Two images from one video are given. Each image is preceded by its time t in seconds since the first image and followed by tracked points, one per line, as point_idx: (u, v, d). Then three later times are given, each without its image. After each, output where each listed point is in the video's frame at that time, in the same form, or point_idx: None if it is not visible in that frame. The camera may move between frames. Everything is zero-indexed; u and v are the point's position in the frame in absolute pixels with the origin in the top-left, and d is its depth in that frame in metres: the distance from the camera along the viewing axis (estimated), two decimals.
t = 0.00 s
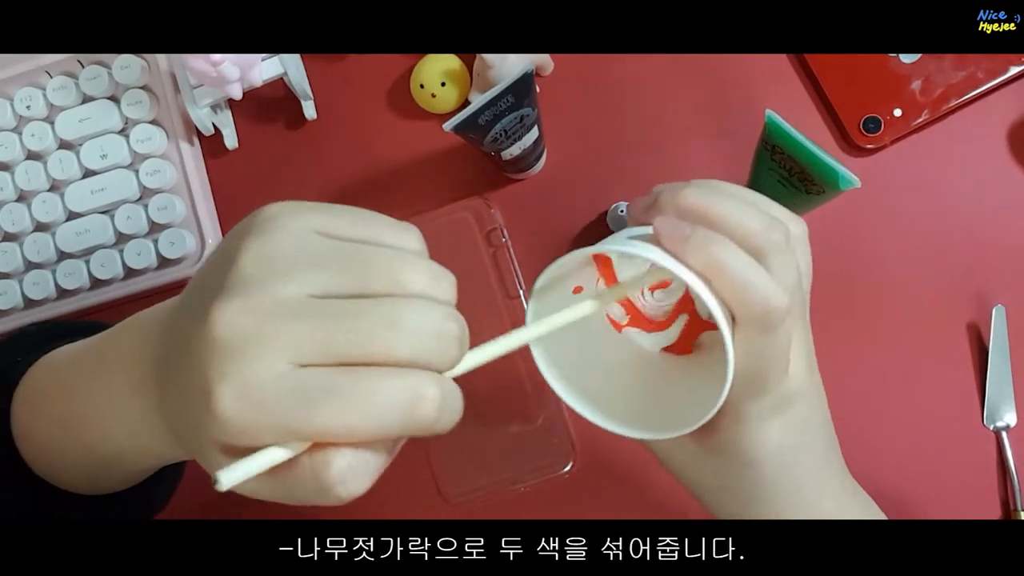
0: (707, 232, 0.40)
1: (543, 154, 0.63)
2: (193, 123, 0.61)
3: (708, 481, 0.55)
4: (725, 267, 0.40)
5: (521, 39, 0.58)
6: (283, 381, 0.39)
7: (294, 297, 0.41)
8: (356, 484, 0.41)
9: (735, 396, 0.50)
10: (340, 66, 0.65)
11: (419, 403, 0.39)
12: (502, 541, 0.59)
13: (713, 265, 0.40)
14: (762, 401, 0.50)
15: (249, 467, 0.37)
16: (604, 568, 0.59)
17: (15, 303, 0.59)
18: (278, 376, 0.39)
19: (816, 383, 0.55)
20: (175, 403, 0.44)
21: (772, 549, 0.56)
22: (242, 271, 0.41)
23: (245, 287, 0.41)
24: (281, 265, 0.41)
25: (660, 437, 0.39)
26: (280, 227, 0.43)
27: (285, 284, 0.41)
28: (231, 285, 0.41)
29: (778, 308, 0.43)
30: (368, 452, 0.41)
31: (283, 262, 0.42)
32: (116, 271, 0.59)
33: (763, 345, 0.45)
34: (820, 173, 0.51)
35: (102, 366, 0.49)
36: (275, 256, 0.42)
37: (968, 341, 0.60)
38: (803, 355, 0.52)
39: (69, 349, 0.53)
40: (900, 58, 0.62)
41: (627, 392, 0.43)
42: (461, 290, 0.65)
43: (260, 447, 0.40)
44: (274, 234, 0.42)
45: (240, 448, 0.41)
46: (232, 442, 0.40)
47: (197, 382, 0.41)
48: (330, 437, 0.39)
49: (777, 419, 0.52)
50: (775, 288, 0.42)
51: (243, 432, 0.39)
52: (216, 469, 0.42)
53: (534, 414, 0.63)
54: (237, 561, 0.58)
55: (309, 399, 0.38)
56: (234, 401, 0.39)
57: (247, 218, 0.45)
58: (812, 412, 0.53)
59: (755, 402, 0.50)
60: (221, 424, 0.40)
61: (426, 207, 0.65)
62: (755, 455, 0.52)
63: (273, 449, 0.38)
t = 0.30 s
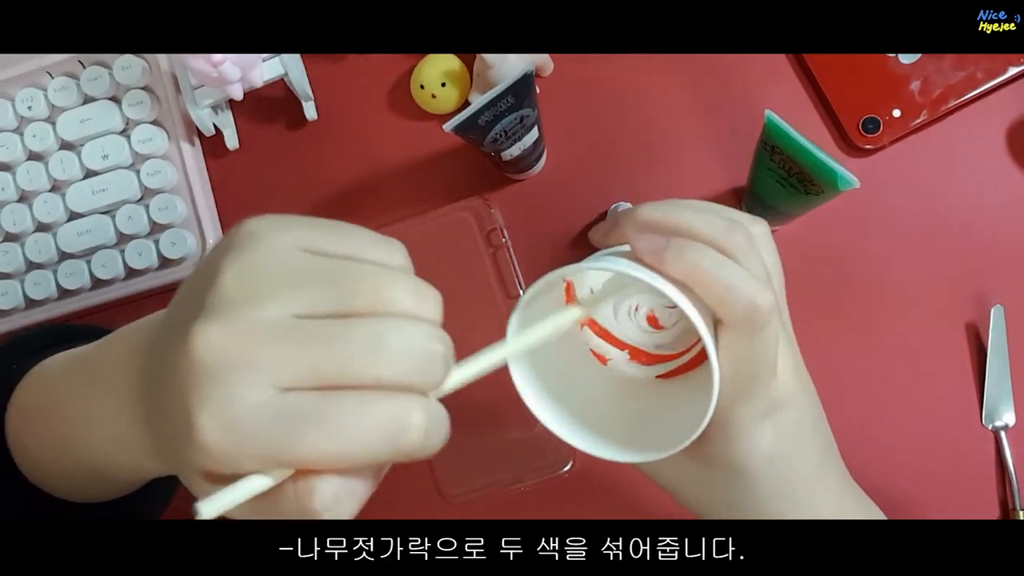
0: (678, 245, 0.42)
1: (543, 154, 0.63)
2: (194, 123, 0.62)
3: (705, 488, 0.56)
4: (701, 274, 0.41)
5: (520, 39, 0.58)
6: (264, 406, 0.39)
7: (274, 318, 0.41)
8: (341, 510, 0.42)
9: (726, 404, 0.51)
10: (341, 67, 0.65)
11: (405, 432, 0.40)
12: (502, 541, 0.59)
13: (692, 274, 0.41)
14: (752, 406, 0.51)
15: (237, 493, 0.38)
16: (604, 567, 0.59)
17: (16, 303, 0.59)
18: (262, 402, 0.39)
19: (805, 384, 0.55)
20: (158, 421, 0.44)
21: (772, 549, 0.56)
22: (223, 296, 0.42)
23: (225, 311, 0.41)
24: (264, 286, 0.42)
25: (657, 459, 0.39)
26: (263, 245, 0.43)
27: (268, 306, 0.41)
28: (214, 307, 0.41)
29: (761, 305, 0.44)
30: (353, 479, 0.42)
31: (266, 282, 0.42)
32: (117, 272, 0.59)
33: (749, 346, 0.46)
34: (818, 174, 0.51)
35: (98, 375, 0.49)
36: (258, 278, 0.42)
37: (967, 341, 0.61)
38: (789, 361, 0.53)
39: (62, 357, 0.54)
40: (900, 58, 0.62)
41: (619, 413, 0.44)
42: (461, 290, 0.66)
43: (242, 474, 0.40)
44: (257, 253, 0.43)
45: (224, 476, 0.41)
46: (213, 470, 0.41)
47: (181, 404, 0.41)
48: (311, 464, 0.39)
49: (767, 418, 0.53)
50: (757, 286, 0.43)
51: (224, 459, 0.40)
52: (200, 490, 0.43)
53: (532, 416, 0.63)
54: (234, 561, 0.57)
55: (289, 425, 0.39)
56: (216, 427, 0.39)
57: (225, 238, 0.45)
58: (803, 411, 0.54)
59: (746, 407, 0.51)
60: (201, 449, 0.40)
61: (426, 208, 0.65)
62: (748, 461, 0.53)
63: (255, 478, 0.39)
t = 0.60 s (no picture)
0: (680, 242, 0.48)
1: (543, 154, 0.63)
2: (194, 123, 0.62)
3: (724, 503, 0.54)
4: (706, 258, 0.46)
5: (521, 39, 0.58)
6: (262, 353, 0.39)
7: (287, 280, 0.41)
8: (313, 474, 0.39)
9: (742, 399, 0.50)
10: (340, 67, 0.65)
11: (393, 398, 0.39)
12: (502, 541, 0.59)
13: (697, 261, 0.47)
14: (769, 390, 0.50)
15: (214, 431, 0.35)
16: (604, 567, 0.59)
17: (16, 303, 0.59)
18: (256, 350, 0.39)
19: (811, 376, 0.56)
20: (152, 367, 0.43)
21: (770, 549, 0.57)
22: (242, 246, 0.42)
23: (242, 261, 0.42)
24: (278, 248, 0.42)
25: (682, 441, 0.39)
26: (288, 215, 0.44)
27: (281, 266, 0.41)
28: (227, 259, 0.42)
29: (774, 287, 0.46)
30: (331, 444, 0.39)
31: (283, 246, 0.42)
32: (117, 272, 0.59)
33: (763, 329, 0.47)
34: (818, 173, 0.51)
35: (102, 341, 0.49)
36: (273, 240, 0.43)
37: (967, 341, 0.61)
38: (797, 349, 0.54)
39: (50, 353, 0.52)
40: (900, 58, 0.62)
41: (638, 418, 0.44)
42: (461, 289, 0.65)
43: (224, 415, 0.39)
44: (283, 219, 0.44)
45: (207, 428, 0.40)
46: (194, 403, 0.40)
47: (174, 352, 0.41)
48: (299, 417, 0.38)
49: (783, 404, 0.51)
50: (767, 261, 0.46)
51: (210, 401, 0.39)
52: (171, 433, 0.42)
53: (532, 417, 0.63)
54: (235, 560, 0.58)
55: (284, 372, 0.38)
56: (205, 368, 0.39)
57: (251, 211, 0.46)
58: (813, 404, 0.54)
59: (760, 392, 0.50)
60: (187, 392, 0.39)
61: (426, 208, 0.65)
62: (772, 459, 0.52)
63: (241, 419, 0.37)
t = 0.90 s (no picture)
0: (644, 240, 0.49)
1: (544, 153, 0.63)
2: (192, 122, 0.61)
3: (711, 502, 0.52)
4: (672, 254, 0.48)
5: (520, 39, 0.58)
6: (265, 340, 0.38)
7: (294, 273, 0.41)
8: (311, 463, 0.38)
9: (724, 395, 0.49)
10: (339, 65, 0.64)
11: (392, 387, 0.38)
12: (502, 541, 0.59)
13: (661, 257, 0.48)
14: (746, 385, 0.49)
15: (213, 415, 0.33)
16: (604, 568, 0.59)
17: (12, 304, 0.58)
18: (258, 337, 0.38)
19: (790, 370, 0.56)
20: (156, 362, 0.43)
21: (772, 549, 0.56)
22: (254, 240, 0.42)
23: (254, 253, 0.41)
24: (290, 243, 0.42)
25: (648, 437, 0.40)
26: (304, 215, 0.45)
27: (291, 259, 0.41)
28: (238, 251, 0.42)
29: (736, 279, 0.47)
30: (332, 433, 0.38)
31: (294, 241, 0.43)
32: (114, 271, 0.58)
33: (731, 324, 0.47)
34: (819, 172, 0.50)
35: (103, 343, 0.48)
36: (284, 236, 0.43)
37: (970, 341, 0.60)
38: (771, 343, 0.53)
39: (56, 350, 0.52)
40: (902, 57, 0.61)
41: (618, 420, 0.44)
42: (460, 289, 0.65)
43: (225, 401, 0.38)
44: (296, 219, 0.44)
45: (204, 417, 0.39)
46: (198, 392, 0.39)
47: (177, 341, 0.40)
48: (298, 404, 0.37)
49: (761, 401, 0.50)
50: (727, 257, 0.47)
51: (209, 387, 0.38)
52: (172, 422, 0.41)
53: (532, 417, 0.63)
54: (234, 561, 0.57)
55: (285, 359, 0.37)
56: (209, 350, 0.38)
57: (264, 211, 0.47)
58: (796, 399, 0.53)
59: (737, 389, 0.49)
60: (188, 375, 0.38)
61: (425, 207, 0.64)
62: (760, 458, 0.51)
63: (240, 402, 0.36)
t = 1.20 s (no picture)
0: (661, 266, 0.45)
1: (544, 154, 0.63)
2: (193, 123, 0.61)
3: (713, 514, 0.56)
4: (685, 287, 0.44)
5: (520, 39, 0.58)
6: (221, 400, 0.40)
7: (250, 325, 0.42)
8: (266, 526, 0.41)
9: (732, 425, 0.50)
10: (339, 66, 0.65)
11: (354, 450, 0.40)
12: (502, 541, 0.59)
13: (675, 289, 0.44)
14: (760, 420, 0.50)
15: (164, 482, 0.36)
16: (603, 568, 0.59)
17: (13, 304, 0.58)
18: (215, 397, 0.40)
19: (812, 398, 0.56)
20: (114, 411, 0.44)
21: (772, 549, 0.56)
22: (207, 287, 0.43)
23: (208, 304, 0.42)
24: (246, 291, 0.43)
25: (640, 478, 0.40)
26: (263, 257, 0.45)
27: (247, 311, 0.42)
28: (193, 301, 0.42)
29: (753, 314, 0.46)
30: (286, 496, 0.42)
31: (250, 290, 0.43)
32: (115, 271, 0.58)
33: (744, 357, 0.47)
34: (818, 173, 0.51)
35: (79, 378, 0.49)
36: (240, 283, 0.43)
37: (969, 341, 0.60)
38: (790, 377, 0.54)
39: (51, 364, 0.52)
40: (901, 58, 0.61)
41: (618, 446, 0.44)
42: (461, 288, 0.65)
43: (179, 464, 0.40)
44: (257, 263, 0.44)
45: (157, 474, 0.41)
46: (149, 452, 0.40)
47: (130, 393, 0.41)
48: (255, 468, 0.39)
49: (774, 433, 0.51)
50: (744, 295, 0.46)
51: (164, 452, 0.40)
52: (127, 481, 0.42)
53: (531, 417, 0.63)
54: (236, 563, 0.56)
55: (243, 425, 0.39)
56: (163, 413, 0.39)
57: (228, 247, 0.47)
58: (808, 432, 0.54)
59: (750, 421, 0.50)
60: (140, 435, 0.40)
61: (426, 207, 0.64)
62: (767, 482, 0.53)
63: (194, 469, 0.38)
